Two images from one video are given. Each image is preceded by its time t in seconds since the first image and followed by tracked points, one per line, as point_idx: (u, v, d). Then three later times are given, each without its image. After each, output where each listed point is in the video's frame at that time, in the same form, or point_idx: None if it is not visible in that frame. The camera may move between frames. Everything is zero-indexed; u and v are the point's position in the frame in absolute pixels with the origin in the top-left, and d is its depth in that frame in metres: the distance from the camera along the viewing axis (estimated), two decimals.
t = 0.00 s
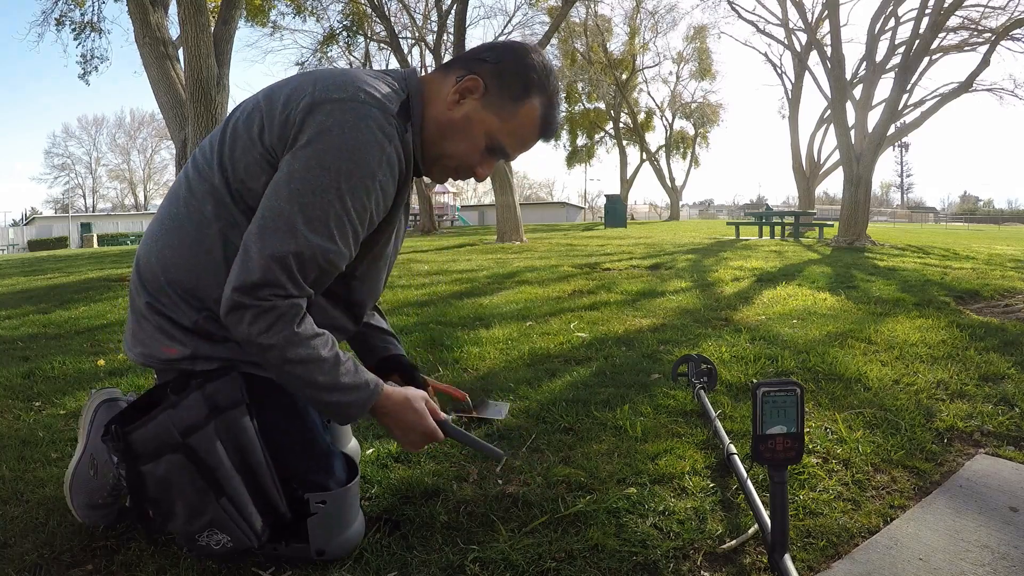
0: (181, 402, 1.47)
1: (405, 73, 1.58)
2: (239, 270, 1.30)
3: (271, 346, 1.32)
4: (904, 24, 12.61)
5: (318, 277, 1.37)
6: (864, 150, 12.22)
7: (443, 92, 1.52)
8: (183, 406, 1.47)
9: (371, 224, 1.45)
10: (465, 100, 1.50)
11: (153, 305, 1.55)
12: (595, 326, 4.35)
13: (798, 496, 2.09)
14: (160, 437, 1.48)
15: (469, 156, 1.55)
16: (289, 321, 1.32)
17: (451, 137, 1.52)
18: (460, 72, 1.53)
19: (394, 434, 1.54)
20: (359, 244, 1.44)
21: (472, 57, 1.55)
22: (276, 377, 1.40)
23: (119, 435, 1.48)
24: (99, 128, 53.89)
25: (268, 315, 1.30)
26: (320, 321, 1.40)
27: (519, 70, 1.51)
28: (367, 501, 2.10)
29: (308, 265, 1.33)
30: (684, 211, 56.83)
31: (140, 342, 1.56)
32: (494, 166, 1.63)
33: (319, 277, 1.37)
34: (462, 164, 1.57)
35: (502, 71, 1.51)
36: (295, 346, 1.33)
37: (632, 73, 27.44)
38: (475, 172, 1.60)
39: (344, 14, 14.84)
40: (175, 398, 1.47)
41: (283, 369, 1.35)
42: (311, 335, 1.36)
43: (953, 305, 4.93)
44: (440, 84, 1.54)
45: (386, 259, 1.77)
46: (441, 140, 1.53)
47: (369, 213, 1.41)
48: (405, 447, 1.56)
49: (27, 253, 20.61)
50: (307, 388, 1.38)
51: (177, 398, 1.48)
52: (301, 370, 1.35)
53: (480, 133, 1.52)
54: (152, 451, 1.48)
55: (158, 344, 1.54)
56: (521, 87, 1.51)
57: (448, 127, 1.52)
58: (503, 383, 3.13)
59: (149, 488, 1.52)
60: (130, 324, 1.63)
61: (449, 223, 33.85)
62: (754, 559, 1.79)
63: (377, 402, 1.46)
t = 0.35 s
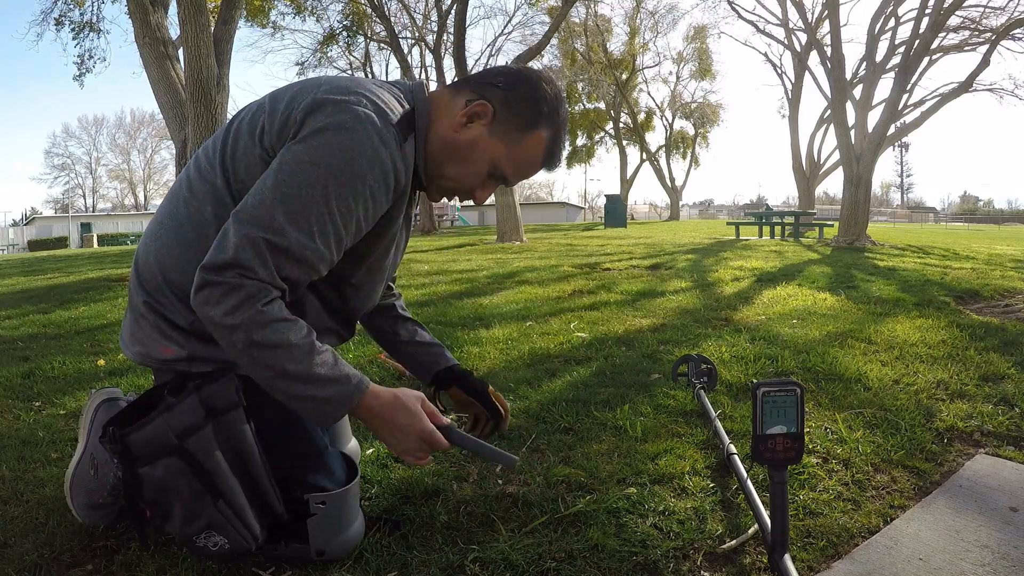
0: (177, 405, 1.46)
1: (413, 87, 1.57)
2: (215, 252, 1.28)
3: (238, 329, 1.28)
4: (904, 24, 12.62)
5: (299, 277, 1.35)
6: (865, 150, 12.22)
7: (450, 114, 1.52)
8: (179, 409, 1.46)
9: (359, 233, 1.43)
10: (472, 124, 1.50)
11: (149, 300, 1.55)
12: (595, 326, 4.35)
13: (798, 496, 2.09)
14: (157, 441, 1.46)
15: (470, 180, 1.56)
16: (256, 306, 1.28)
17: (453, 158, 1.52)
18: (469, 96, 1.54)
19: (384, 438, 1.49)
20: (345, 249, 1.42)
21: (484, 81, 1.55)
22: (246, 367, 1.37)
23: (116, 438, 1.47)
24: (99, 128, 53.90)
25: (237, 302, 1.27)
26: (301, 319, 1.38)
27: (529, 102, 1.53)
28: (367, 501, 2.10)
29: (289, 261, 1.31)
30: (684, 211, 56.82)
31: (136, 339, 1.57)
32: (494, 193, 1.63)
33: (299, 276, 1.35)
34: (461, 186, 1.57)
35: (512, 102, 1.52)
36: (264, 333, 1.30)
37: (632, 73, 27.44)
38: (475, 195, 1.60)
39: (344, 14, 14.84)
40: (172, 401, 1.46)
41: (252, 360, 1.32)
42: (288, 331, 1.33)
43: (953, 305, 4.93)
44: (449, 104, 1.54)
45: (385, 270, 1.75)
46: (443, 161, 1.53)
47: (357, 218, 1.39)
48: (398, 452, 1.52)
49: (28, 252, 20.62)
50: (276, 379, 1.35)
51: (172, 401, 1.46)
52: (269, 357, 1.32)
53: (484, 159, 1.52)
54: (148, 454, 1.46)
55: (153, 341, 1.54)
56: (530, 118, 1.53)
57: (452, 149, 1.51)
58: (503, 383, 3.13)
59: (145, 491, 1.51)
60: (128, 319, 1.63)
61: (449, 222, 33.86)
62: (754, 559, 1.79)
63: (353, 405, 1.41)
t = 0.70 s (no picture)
0: (175, 407, 1.46)
1: (417, 96, 1.56)
2: (215, 261, 1.29)
3: (237, 341, 1.29)
4: (904, 24, 12.63)
5: (298, 288, 1.35)
6: (864, 150, 12.22)
7: (453, 128, 1.52)
8: (176, 414, 1.46)
9: (358, 246, 1.43)
10: (475, 138, 1.50)
11: (147, 301, 1.55)
12: (595, 326, 4.35)
13: (798, 496, 2.09)
14: (154, 445, 1.46)
15: (474, 193, 1.57)
16: (254, 319, 1.29)
17: (457, 173, 1.53)
18: (473, 107, 1.53)
19: (385, 438, 1.50)
20: (344, 260, 1.42)
21: (488, 91, 1.53)
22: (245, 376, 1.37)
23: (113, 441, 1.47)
24: (99, 128, 53.89)
25: (237, 316, 1.27)
26: (301, 330, 1.38)
27: (533, 115, 1.51)
28: (367, 501, 2.10)
29: (287, 274, 1.31)
30: (684, 211, 56.83)
31: (134, 339, 1.57)
32: (500, 203, 1.64)
33: (298, 289, 1.35)
34: (466, 199, 1.59)
35: (516, 115, 1.50)
36: (263, 346, 1.30)
37: (632, 73, 27.44)
38: (480, 207, 1.61)
39: (344, 14, 14.84)
40: (168, 406, 1.46)
41: (251, 370, 1.33)
42: (287, 343, 1.33)
43: (953, 305, 4.93)
44: (452, 116, 1.53)
45: (385, 280, 1.74)
46: (446, 175, 1.54)
47: (356, 231, 1.39)
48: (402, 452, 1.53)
49: (28, 253, 20.65)
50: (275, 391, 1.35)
51: (170, 405, 1.47)
52: (268, 368, 1.32)
53: (488, 174, 1.53)
54: (145, 458, 1.47)
55: (152, 343, 1.54)
56: (534, 131, 1.51)
57: (455, 163, 1.52)
58: (503, 383, 3.14)
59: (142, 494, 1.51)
60: (125, 318, 1.64)
61: (449, 222, 33.88)
62: (754, 559, 1.79)
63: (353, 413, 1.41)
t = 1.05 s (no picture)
0: (161, 420, 1.48)
1: (427, 130, 1.57)
2: (215, 261, 1.28)
3: (234, 348, 1.29)
4: (904, 24, 12.63)
5: (295, 301, 1.35)
6: (865, 150, 12.22)
7: (463, 165, 1.52)
8: (164, 428, 1.48)
9: (357, 265, 1.43)
10: (483, 176, 1.50)
11: (141, 301, 1.54)
12: (595, 326, 4.35)
13: (798, 496, 2.09)
14: (143, 457, 1.49)
15: (483, 230, 1.57)
16: (248, 325, 1.29)
17: (468, 212, 1.54)
18: (482, 144, 1.52)
19: (378, 437, 1.50)
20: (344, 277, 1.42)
21: (495, 126, 1.53)
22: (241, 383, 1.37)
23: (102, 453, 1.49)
24: (99, 127, 53.88)
25: (234, 321, 1.27)
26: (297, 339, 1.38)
27: (542, 153, 1.50)
28: (367, 502, 2.10)
29: (285, 285, 1.31)
30: (684, 211, 56.86)
31: (125, 338, 1.57)
32: (510, 239, 1.63)
33: (295, 300, 1.35)
34: (476, 236, 1.58)
35: (526, 153, 1.50)
36: (259, 354, 1.30)
37: (632, 73, 27.41)
38: (490, 243, 1.60)
39: (344, 14, 14.82)
40: (156, 419, 1.48)
41: (248, 378, 1.33)
42: (284, 354, 1.33)
43: (953, 305, 4.93)
44: (460, 152, 1.53)
45: (383, 309, 1.75)
46: (455, 211, 1.55)
47: (358, 249, 1.39)
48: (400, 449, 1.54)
49: (28, 253, 20.65)
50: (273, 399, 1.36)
51: (159, 418, 1.49)
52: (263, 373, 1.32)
53: (498, 211, 1.53)
54: (135, 471, 1.49)
55: (146, 343, 1.54)
56: (542, 167, 1.50)
57: (465, 201, 1.53)
58: (503, 383, 3.13)
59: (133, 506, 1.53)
60: (118, 313, 1.63)
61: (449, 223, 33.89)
62: (754, 559, 1.79)
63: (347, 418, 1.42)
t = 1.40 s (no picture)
0: (161, 428, 1.45)
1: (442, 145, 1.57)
2: (227, 265, 1.28)
3: (244, 355, 1.29)
4: (904, 24, 12.63)
5: (306, 309, 1.35)
6: (865, 150, 12.22)
7: (478, 178, 1.53)
8: (165, 435, 1.45)
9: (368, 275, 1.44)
10: (500, 189, 1.51)
11: (145, 299, 1.54)
12: (595, 326, 4.35)
13: (798, 496, 2.09)
14: (143, 466, 1.45)
15: (499, 243, 1.57)
16: (259, 331, 1.29)
17: (484, 226, 1.54)
18: (497, 157, 1.53)
19: (389, 438, 1.51)
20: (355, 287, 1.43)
21: (510, 139, 1.53)
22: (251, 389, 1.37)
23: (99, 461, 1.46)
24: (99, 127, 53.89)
25: (245, 327, 1.28)
26: (308, 344, 1.38)
27: (558, 167, 1.50)
28: (367, 502, 2.09)
29: (296, 293, 1.31)
30: (684, 211, 56.91)
31: (126, 334, 1.57)
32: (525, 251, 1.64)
33: (306, 308, 1.35)
34: (492, 250, 1.59)
35: (542, 167, 1.50)
36: (269, 359, 1.31)
37: (632, 73, 27.42)
38: (506, 257, 1.61)
39: (344, 14, 14.82)
40: (156, 427, 1.45)
41: (258, 382, 1.34)
42: (294, 362, 1.33)
43: (953, 305, 4.93)
44: (476, 166, 1.54)
45: (389, 322, 1.76)
46: (470, 224, 1.55)
47: (371, 260, 1.39)
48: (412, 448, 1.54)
49: (29, 253, 20.66)
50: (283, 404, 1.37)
51: (159, 425, 1.46)
52: (272, 378, 1.33)
53: (514, 224, 1.53)
54: (134, 479, 1.46)
55: (150, 341, 1.54)
56: (558, 179, 1.51)
57: (481, 215, 1.53)
58: (503, 383, 3.13)
59: (130, 513, 1.50)
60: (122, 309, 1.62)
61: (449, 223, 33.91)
62: (754, 559, 1.79)
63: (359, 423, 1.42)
